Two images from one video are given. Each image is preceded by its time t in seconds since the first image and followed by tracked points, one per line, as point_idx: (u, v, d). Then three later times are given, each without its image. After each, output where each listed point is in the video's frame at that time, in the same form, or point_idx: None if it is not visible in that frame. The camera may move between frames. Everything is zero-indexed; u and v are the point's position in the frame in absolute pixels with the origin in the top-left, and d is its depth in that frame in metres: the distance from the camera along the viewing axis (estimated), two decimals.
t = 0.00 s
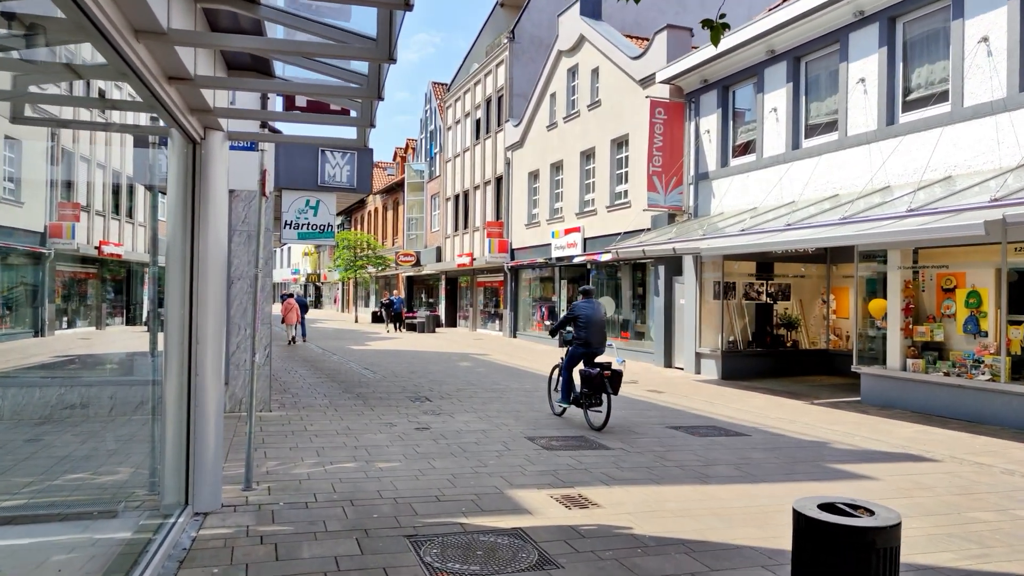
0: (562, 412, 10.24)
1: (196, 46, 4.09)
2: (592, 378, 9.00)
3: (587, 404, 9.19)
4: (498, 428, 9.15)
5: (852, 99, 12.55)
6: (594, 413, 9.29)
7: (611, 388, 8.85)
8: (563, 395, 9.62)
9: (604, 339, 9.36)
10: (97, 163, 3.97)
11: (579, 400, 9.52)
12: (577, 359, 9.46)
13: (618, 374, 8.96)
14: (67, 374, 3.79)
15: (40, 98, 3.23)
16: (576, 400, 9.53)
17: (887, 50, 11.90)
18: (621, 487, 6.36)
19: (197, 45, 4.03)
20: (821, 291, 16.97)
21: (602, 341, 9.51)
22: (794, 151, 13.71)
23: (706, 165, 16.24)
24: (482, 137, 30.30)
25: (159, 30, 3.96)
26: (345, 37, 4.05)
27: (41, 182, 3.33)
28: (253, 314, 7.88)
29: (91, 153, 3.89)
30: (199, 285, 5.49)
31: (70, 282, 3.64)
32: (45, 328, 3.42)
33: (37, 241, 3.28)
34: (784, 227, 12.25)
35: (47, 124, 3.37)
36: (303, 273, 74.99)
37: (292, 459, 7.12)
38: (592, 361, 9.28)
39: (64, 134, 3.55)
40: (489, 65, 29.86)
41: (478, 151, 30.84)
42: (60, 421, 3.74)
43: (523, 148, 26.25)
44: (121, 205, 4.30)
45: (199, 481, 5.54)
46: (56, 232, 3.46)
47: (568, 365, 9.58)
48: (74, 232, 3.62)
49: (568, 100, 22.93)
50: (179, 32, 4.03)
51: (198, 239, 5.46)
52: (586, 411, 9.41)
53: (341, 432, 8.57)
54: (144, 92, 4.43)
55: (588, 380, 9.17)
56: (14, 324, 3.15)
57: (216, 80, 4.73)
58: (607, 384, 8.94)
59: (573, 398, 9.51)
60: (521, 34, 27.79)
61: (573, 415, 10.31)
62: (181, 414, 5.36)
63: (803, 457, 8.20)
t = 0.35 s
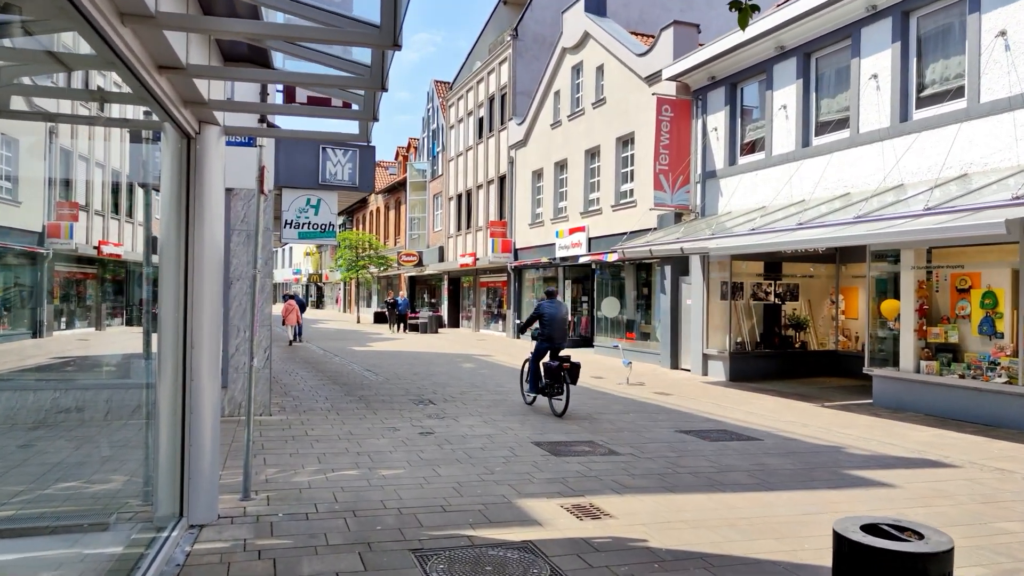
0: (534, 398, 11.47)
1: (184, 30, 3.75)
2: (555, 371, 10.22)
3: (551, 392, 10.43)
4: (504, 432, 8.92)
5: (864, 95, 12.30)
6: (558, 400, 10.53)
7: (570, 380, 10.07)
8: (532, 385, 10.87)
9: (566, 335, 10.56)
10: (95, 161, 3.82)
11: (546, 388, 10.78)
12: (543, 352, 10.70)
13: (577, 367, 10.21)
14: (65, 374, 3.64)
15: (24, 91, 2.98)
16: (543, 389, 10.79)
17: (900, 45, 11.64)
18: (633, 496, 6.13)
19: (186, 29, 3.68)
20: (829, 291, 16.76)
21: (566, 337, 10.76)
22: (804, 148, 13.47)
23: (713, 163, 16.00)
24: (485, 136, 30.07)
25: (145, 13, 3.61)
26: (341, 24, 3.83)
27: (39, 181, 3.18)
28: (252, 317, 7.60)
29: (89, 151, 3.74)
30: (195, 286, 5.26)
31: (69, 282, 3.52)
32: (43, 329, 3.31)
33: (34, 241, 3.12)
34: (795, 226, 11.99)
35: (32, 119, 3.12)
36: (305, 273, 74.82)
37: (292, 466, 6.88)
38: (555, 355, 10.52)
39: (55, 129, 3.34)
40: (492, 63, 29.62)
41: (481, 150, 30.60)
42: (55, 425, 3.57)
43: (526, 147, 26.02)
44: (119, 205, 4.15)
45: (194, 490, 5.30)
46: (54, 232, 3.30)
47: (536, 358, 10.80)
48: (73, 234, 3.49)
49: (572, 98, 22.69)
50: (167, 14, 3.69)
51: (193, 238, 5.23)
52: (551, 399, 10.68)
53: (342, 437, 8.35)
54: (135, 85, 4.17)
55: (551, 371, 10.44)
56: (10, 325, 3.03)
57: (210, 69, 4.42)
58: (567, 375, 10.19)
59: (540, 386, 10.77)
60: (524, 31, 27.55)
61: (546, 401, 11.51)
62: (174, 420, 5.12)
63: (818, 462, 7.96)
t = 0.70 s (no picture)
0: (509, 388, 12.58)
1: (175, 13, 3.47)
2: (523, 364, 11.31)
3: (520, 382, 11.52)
4: (509, 436, 8.71)
5: (874, 91, 12.07)
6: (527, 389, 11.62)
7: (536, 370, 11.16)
8: (505, 376, 11.97)
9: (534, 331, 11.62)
10: (94, 161, 3.76)
11: (517, 379, 11.88)
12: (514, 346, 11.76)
13: (544, 360, 11.23)
14: (55, 379, 3.54)
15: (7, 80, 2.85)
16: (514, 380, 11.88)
17: (911, 41, 11.42)
18: (646, 504, 5.91)
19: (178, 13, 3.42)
20: (835, 291, 16.58)
21: (535, 333, 11.78)
22: (812, 146, 13.26)
23: (719, 161, 15.79)
24: (487, 134, 29.86)
25: None
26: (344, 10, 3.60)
27: (35, 177, 3.17)
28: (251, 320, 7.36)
29: (88, 150, 3.69)
30: (189, 286, 5.04)
31: (66, 283, 3.45)
32: (40, 329, 3.27)
33: (31, 241, 3.13)
34: (804, 224, 11.77)
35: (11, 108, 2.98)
36: (306, 273, 74.64)
37: (292, 472, 6.67)
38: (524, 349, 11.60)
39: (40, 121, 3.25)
40: (493, 62, 29.42)
41: (482, 148, 30.39)
42: (48, 430, 3.55)
43: (528, 146, 25.82)
44: (119, 205, 4.10)
45: (190, 499, 5.07)
46: (51, 232, 3.27)
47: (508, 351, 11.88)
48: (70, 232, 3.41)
49: (575, 96, 22.48)
50: None
51: (187, 236, 5.01)
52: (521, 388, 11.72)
53: (343, 441, 8.14)
54: (125, 74, 3.97)
55: (521, 363, 11.53)
56: (9, 326, 3.01)
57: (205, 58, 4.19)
58: (534, 367, 11.22)
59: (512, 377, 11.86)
60: (526, 29, 27.36)
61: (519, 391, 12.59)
62: (168, 426, 4.89)
63: (834, 467, 7.74)
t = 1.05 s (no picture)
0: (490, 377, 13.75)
1: None
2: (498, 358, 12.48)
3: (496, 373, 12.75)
4: (516, 439, 8.50)
5: (885, 88, 11.86)
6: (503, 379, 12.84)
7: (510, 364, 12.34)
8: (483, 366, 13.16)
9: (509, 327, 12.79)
10: (77, 153, 3.64)
11: (494, 370, 13.08)
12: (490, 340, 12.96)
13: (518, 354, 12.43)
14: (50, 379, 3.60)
15: None
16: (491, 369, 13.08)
17: (923, 36, 11.21)
18: (660, 511, 5.71)
19: None
20: (842, 290, 16.37)
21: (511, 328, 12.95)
22: (821, 143, 13.06)
23: (724, 159, 15.58)
24: (488, 133, 29.65)
25: None
26: None
27: (33, 174, 3.30)
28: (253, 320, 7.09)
29: (70, 143, 3.59)
30: (188, 284, 4.79)
31: (70, 281, 3.54)
32: (40, 327, 3.37)
33: (27, 239, 3.27)
34: (815, 222, 11.56)
35: None
36: (306, 273, 74.40)
37: (294, 477, 6.46)
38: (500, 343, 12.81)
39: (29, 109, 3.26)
40: (494, 59, 29.20)
41: (483, 147, 30.17)
42: (44, 433, 3.70)
43: (530, 144, 25.59)
44: (119, 202, 4.03)
45: (188, 509, 4.82)
46: (49, 230, 3.39)
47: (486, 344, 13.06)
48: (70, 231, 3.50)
49: (577, 94, 22.26)
50: None
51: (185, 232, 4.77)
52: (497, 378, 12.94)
53: (346, 444, 7.92)
54: (121, 62, 3.76)
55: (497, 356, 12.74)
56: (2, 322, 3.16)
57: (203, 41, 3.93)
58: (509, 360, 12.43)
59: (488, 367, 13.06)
60: (527, 27, 27.14)
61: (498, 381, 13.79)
62: (166, 430, 4.68)
63: (850, 470, 7.54)
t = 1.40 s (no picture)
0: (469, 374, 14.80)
1: None
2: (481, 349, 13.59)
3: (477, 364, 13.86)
4: (523, 441, 8.31)
5: (897, 83, 11.67)
6: (483, 370, 13.93)
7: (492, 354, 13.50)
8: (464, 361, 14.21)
9: (490, 323, 13.91)
10: (72, 152, 3.80)
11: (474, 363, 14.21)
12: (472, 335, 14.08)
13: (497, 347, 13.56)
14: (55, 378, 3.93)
15: None
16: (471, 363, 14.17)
17: (937, 29, 11.01)
18: (677, 517, 5.51)
19: None
20: (849, 290, 16.17)
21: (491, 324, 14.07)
22: (830, 140, 12.87)
23: (731, 156, 15.39)
24: (489, 131, 29.45)
25: None
26: None
27: (30, 172, 3.65)
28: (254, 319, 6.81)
29: (67, 144, 3.77)
30: (187, 283, 4.52)
31: (72, 279, 3.74)
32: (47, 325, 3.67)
33: (24, 237, 3.62)
34: (827, 219, 11.35)
35: None
36: (305, 272, 74.27)
37: (295, 481, 6.26)
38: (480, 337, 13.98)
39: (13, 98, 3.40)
40: (496, 57, 29.00)
41: (485, 145, 29.98)
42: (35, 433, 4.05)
43: (532, 142, 25.40)
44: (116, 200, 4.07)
45: (185, 522, 4.54)
46: (46, 228, 3.68)
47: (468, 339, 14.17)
48: (67, 230, 3.75)
49: (580, 91, 22.07)
50: None
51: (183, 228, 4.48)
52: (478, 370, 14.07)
53: (349, 447, 7.72)
54: (114, 45, 3.54)
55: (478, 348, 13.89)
56: None
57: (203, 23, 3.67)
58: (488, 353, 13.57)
59: (469, 361, 14.16)
60: (530, 24, 26.94)
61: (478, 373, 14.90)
62: (163, 437, 4.43)
63: (867, 473, 7.34)
